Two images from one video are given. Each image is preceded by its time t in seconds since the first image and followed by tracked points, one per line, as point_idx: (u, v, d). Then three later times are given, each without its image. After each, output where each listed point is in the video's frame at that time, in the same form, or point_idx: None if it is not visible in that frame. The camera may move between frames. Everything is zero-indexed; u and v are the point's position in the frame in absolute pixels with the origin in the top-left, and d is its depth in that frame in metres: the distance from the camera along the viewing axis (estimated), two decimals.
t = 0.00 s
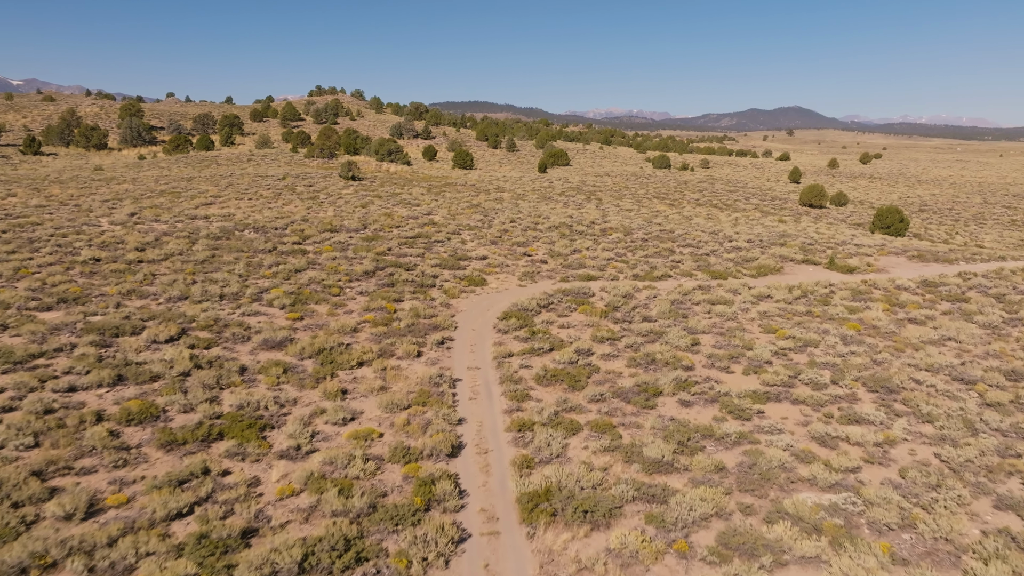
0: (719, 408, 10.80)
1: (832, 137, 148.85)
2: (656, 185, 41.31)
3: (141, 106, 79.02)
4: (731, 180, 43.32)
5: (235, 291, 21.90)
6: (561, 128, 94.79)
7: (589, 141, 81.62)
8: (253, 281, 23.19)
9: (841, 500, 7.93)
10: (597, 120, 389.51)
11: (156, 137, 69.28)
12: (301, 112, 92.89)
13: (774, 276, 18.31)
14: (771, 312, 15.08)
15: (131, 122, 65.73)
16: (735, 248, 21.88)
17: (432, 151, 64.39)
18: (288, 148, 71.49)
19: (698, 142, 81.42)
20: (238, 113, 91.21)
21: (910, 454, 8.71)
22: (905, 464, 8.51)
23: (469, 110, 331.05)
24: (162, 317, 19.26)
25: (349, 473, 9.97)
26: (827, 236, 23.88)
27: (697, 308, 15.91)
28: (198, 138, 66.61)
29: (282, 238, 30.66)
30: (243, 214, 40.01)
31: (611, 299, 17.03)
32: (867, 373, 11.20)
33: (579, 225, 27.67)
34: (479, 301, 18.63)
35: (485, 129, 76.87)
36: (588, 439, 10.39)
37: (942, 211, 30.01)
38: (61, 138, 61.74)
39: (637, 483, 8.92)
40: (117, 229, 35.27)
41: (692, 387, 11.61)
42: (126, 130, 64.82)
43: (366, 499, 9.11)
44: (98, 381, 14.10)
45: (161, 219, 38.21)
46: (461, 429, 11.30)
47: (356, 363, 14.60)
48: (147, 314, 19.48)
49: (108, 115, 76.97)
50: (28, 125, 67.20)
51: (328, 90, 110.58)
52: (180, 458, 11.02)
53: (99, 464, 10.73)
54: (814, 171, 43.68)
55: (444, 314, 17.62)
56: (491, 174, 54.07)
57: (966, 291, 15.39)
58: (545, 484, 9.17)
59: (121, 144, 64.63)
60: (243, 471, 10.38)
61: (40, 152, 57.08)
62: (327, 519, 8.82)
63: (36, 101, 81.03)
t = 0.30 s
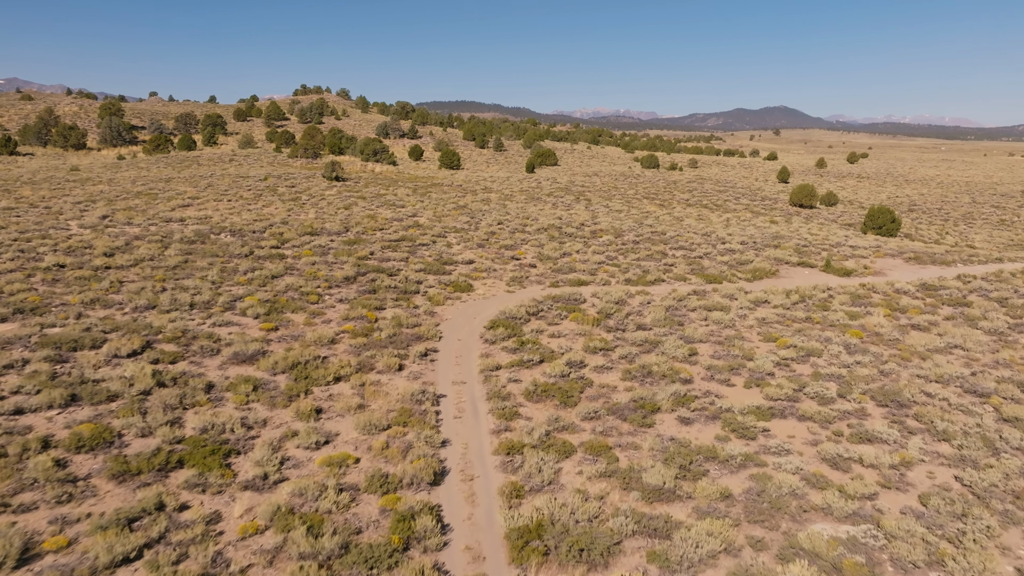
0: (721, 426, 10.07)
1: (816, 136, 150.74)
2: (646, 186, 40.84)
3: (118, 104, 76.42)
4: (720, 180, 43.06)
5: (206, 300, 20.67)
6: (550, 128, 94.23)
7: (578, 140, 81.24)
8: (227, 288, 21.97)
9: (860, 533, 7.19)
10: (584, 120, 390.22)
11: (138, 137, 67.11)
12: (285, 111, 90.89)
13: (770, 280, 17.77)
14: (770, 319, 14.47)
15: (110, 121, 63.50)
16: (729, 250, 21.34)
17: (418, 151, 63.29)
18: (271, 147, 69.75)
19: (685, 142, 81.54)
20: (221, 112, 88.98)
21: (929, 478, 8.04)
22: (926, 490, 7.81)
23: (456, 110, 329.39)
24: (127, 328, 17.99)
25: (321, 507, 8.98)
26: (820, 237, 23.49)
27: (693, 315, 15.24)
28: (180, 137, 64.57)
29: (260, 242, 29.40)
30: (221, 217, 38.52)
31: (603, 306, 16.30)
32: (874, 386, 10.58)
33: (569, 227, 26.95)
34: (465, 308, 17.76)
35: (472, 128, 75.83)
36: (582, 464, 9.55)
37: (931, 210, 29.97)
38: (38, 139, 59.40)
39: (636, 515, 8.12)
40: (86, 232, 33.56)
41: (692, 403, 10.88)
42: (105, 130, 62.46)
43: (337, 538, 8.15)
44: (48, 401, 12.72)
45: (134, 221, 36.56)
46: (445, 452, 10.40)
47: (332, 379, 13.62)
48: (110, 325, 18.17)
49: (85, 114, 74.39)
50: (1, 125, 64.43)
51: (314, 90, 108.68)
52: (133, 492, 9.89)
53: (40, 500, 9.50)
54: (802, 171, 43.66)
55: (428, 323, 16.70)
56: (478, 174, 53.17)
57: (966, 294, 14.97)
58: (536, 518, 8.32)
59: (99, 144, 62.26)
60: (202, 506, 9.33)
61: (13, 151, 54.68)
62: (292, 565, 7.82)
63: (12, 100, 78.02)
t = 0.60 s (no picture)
0: (721, 447, 9.39)
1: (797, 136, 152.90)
2: (633, 186, 40.39)
3: (92, 103, 73.57)
4: (707, 179, 42.86)
5: (173, 309, 19.35)
6: (535, 128, 93.66)
7: (564, 140, 80.80)
8: (195, 296, 20.68)
9: (881, 571, 6.49)
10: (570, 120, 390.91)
11: (116, 137, 64.59)
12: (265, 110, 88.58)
13: (762, 284, 17.28)
14: (765, 326, 13.91)
15: (88, 121, 60.82)
16: (719, 253, 20.85)
17: (402, 151, 62.08)
18: (252, 147, 67.77)
19: (671, 142, 81.73)
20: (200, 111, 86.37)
21: (947, 504, 7.44)
22: (947, 518, 7.19)
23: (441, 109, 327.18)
24: (82, 341, 16.60)
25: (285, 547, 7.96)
26: (810, 238, 23.16)
27: (686, 322, 14.60)
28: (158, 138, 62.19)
29: (235, 246, 28.04)
30: (194, 219, 36.89)
31: (593, 313, 15.58)
32: (880, 400, 10.01)
33: (556, 228, 26.23)
34: (448, 316, 16.89)
35: (456, 128, 74.77)
36: (573, 491, 8.75)
37: (916, 210, 30.03)
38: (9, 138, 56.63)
39: (635, 552, 7.33)
40: (49, 236, 31.67)
41: (689, 420, 10.19)
42: (80, 129, 59.79)
43: None
44: None
45: (102, 224, 34.69)
46: (424, 480, 9.52)
47: (303, 398, 12.62)
48: (64, 338, 16.77)
49: (59, 113, 71.40)
50: None
51: (296, 89, 106.40)
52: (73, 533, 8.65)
53: None
54: (787, 171, 43.69)
55: (408, 333, 15.77)
56: (462, 175, 52.23)
57: (963, 298, 14.63)
58: (524, 556, 7.49)
59: (75, 144, 59.64)
60: (149, 549, 8.25)
61: None
62: None
63: None
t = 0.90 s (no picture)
0: (723, 469, 8.72)
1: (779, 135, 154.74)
2: (621, 186, 39.90)
3: (68, 101, 70.71)
4: (694, 179, 42.59)
5: (137, 319, 17.99)
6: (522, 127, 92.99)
7: (550, 139, 80.31)
8: (162, 305, 19.40)
9: None
10: (556, 120, 391.22)
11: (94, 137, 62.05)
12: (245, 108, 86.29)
13: (756, 288, 16.76)
14: (763, 333, 13.35)
15: (65, 119, 58.17)
16: (711, 255, 20.33)
17: (386, 151, 60.87)
18: (234, 147, 65.87)
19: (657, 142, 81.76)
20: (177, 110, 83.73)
21: (971, 534, 6.86)
22: (974, 551, 6.59)
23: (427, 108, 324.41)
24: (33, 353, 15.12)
25: None
26: (801, 239, 22.81)
27: (680, 330, 13.97)
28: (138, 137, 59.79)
29: (208, 250, 26.68)
30: (166, 222, 35.25)
31: (583, 321, 14.87)
32: (888, 415, 9.47)
33: (543, 230, 25.51)
34: (431, 325, 16.02)
35: (442, 127, 73.71)
36: (568, 524, 7.95)
37: (903, 209, 30.01)
38: None
39: None
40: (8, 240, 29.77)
41: (688, 439, 9.51)
42: (57, 128, 57.18)
43: None
44: None
45: (68, 227, 32.85)
46: (402, 513, 8.64)
47: (273, 418, 11.62)
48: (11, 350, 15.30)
49: (37, 112, 68.48)
50: None
51: (277, 88, 104.10)
52: None
53: None
54: (773, 170, 43.63)
55: (388, 344, 14.87)
56: (448, 175, 51.27)
57: (961, 302, 14.29)
58: None
59: (52, 144, 57.07)
60: None
61: None
62: None
63: None
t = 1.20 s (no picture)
0: (731, 497, 8.01)
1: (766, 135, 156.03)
2: (612, 186, 39.33)
3: (47, 100, 68.35)
4: (685, 179, 42.17)
5: (102, 330, 16.75)
6: (511, 127, 92.23)
7: (540, 139, 79.70)
8: (130, 316, 18.19)
9: None
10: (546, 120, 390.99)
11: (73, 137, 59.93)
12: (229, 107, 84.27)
13: (754, 293, 16.20)
14: (765, 342, 12.73)
15: (43, 118, 56.03)
16: (706, 259, 19.74)
17: (374, 151, 59.68)
18: (217, 147, 64.07)
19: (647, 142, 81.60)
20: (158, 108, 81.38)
21: (1007, 572, 6.23)
22: None
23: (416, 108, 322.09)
24: None
25: None
26: (796, 240, 22.37)
27: (678, 339, 13.30)
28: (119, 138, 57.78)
29: (184, 255, 25.43)
30: (142, 225, 33.77)
31: (576, 330, 14.13)
32: (902, 434, 8.88)
33: (534, 233, 24.75)
34: (416, 335, 15.17)
35: (430, 127, 72.65)
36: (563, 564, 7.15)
37: (895, 209, 29.83)
38: None
39: None
40: None
41: (692, 463, 8.80)
42: (36, 127, 55.04)
43: None
44: None
45: (37, 230, 31.22)
46: (380, 551, 7.78)
47: (242, 441, 10.65)
48: None
49: (17, 111, 66.09)
50: None
51: (262, 87, 102.02)
52: None
53: None
54: (764, 170, 43.39)
55: (370, 357, 13.98)
56: (436, 175, 50.29)
57: (965, 307, 13.84)
58: None
59: (30, 144, 54.85)
60: None
61: None
62: None
63: None
